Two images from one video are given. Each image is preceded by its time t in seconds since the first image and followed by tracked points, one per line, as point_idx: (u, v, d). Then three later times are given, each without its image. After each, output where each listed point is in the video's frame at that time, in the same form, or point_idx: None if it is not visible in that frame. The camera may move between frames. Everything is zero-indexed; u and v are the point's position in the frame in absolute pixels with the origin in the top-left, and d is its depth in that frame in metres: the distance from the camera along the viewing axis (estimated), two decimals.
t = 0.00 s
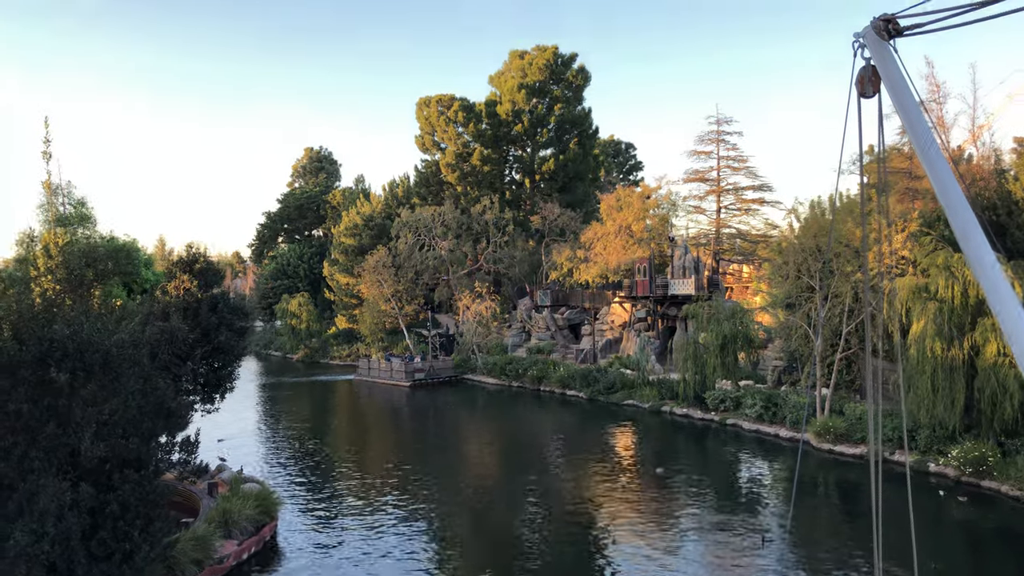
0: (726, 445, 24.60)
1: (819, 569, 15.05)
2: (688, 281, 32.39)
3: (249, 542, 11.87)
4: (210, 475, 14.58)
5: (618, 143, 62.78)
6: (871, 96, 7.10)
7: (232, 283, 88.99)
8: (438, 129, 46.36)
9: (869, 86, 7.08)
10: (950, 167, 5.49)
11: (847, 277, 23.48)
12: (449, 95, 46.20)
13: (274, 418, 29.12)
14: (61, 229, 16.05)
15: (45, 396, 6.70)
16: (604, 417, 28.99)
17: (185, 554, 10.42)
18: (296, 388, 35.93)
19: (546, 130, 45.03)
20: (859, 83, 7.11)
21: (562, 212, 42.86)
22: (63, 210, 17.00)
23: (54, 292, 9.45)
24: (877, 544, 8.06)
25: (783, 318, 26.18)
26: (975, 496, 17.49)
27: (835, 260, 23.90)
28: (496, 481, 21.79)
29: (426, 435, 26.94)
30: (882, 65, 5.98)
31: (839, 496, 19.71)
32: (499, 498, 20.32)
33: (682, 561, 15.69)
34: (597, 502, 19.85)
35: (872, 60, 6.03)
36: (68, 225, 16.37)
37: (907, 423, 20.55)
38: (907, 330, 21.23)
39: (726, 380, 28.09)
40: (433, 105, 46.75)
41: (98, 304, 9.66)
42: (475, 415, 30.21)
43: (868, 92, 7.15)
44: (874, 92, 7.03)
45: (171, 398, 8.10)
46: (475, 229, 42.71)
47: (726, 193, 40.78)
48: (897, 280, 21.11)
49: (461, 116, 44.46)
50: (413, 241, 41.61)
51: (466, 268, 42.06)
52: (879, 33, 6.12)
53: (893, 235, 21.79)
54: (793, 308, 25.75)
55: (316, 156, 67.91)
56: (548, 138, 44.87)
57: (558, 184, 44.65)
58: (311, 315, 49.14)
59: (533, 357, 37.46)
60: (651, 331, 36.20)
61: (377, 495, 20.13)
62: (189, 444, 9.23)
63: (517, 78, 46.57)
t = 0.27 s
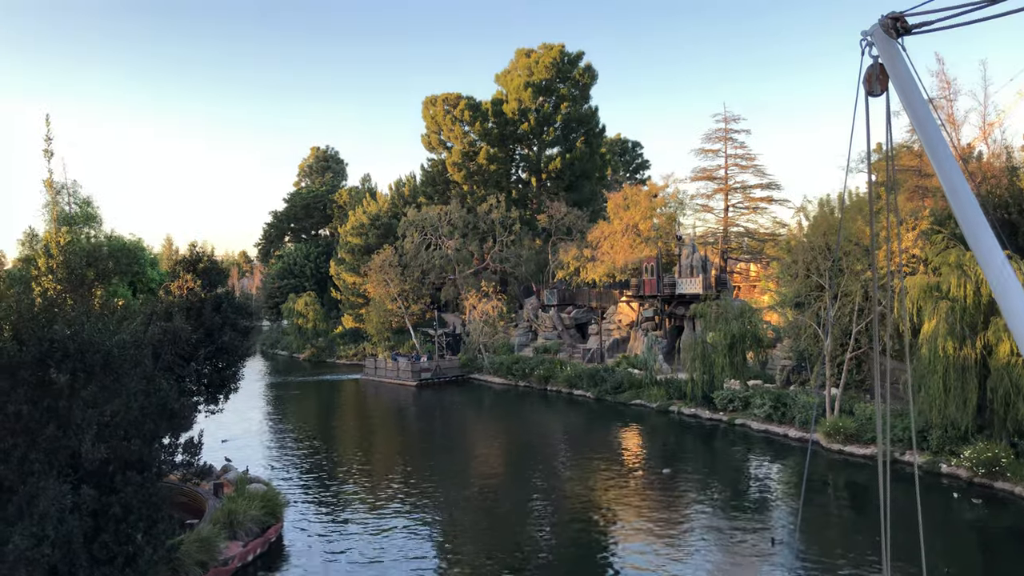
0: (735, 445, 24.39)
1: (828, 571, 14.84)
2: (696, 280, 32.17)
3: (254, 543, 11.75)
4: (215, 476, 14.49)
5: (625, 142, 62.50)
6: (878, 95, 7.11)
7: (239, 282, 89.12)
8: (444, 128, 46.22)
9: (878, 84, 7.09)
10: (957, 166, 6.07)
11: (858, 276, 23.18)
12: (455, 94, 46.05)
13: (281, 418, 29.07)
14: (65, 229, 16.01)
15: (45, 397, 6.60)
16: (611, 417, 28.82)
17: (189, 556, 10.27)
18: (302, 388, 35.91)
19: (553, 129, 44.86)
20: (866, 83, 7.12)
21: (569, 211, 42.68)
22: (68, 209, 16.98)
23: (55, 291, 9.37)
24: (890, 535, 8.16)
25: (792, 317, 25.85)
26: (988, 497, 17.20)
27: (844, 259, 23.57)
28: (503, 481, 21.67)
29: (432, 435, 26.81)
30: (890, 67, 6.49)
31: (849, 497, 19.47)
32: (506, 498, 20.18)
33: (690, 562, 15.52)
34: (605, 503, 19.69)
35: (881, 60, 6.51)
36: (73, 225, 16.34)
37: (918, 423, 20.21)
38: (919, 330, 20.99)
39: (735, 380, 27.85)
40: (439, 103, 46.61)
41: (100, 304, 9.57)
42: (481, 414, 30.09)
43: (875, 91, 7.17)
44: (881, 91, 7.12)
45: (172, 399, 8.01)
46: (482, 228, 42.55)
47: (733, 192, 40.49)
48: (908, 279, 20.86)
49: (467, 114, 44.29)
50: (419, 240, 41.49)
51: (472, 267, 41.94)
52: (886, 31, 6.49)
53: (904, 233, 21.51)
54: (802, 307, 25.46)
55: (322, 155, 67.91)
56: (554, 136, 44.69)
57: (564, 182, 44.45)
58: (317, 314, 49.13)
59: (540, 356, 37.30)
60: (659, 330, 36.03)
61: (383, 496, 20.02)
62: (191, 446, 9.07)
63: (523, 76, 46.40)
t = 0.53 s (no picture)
0: (743, 448, 24.17)
1: None
2: (704, 281, 31.95)
3: (259, 546, 11.63)
4: (220, 478, 14.40)
5: (632, 143, 62.25)
6: (887, 96, 7.10)
7: (246, 283, 89.25)
8: (451, 129, 46.15)
9: (886, 85, 7.14)
10: (970, 175, 5.98)
11: (869, 278, 22.90)
12: (462, 95, 45.95)
13: (287, 419, 29.02)
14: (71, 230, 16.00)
15: (44, 400, 6.41)
16: (618, 419, 28.63)
17: (192, 559, 10.15)
18: (309, 389, 35.87)
19: (560, 129, 44.71)
20: (875, 84, 7.11)
21: (576, 212, 42.54)
22: (74, 210, 16.98)
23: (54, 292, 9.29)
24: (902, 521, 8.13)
25: (802, 319, 25.57)
26: (1002, 502, 16.89)
27: (854, 260, 23.25)
28: (509, 483, 21.55)
29: (437, 437, 26.63)
30: (899, 68, 6.47)
31: (860, 501, 19.21)
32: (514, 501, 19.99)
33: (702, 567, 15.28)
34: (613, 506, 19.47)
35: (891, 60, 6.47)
36: (79, 226, 16.33)
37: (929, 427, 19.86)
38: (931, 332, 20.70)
39: (744, 382, 27.60)
40: (446, 104, 46.56)
41: (101, 305, 9.48)
42: (487, 416, 29.95)
43: (884, 92, 7.17)
44: (890, 92, 7.11)
45: (174, 401, 7.95)
46: (488, 229, 42.43)
47: (742, 193, 40.23)
48: (920, 280, 20.61)
49: (474, 115, 44.18)
50: (426, 241, 41.41)
51: (479, 268, 41.84)
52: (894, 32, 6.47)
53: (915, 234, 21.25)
54: (811, 309, 25.18)
55: (329, 156, 67.99)
56: (562, 137, 44.56)
57: (571, 183, 44.28)
58: (324, 315, 49.14)
59: (547, 358, 37.15)
60: (667, 332, 35.79)
61: (388, 498, 19.87)
62: (191, 450, 8.87)
63: (531, 77, 46.30)
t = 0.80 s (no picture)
0: (749, 449, 23.97)
1: None
2: (710, 281, 31.74)
3: (261, 548, 11.52)
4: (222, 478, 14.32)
5: (637, 142, 61.97)
6: (894, 96, 7.03)
7: (250, 282, 89.28)
8: (456, 127, 46.00)
9: (894, 84, 6.98)
10: (978, 174, 5.93)
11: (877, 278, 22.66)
12: (467, 93, 45.82)
13: (291, 418, 28.97)
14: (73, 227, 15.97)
15: (40, 400, 6.32)
16: (623, 419, 28.45)
17: (193, 560, 10.05)
18: (313, 388, 35.82)
19: (566, 128, 44.54)
20: (882, 83, 7.04)
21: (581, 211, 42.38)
22: (77, 208, 16.92)
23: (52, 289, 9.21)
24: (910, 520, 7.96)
25: (809, 319, 25.36)
26: (1012, 505, 16.64)
27: (862, 259, 23.01)
28: (514, 484, 21.39)
29: (442, 437, 26.51)
30: (905, 67, 6.35)
31: (868, 504, 18.99)
32: (518, 501, 19.87)
33: (706, 569, 15.16)
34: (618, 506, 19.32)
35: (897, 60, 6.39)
36: (82, 224, 16.28)
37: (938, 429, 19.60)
38: (940, 333, 20.46)
39: (750, 383, 27.38)
40: (451, 103, 46.44)
41: (99, 305, 9.33)
42: (492, 416, 29.81)
43: (890, 92, 7.12)
44: (897, 91, 7.03)
45: (174, 401, 7.78)
46: (493, 228, 42.28)
47: (748, 192, 39.97)
48: (929, 281, 20.38)
49: (479, 114, 44.04)
50: (430, 240, 41.31)
51: (483, 267, 41.74)
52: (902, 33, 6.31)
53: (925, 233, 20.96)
54: (818, 310, 24.96)
55: (334, 155, 67.93)
56: (567, 135, 44.37)
57: (576, 182, 44.09)
58: (328, 314, 49.09)
59: (551, 358, 37.00)
60: (672, 332, 35.57)
61: (392, 498, 19.76)
62: (193, 450, 8.72)
63: (536, 75, 46.14)
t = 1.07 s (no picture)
0: (755, 448, 23.79)
1: None
2: (716, 279, 31.56)
3: (263, 548, 11.42)
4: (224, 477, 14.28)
5: (642, 140, 61.72)
6: (900, 93, 7.04)
7: (254, 280, 89.24)
8: (460, 125, 45.84)
9: (898, 82, 7.04)
10: (984, 171, 5.81)
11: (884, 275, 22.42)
12: (471, 91, 45.66)
13: (295, 417, 28.90)
14: (76, 226, 15.93)
15: (35, 401, 6.23)
16: (628, 417, 28.31)
17: (195, 561, 9.97)
18: (317, 387, 35.76)
19: (570, 125, 44.35)
20: (887, 80, 7.06)
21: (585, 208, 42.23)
22: (79, 206, 16.89)
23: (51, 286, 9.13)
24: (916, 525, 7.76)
25: (816, 317, 25.14)
26: None
27: (869, 257, 22.80)
28: (518, 483, 21.26)
29: (446, 436, 26.39)
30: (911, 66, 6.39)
31: (875, 504, 18.81)
32: (522, 500, 19.77)
33: (710, 569, 15.01)
34: (623, 505, 19.20)
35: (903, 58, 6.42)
36: (83, 222, 16.24)
37: (947, 428, 19.36)
38: (949, 331, 20.23)
39: (756, 381, 27.20)
40: (455, 100, 46.30)
41: (96, 303, 9.21)
42: (496, 414, 29.69)
43: (896, 89, 7.12)
44: (903, 89, 7.03)
45: (173, 401, 7.65)
46: (497, 225, 42.11)
47: (754, 189, 39.73)
48: (937, 279, 20.19)
49: (483, 111, 43.88)
50: (434, 238, 41.19)
51: (488, 265, 41.65)
52: (907, 28, 6.45)
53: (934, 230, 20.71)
54: (825, 308, 24.75)
55: (338, 153, 67.85)
56: (571, 133, 44.18)
57: (581, 180, 43.90)
58: (332, 313, 49.04)
59: (556, 356, 36.86)
60: (678, 330, 35.39)
61: (395, 497, 19.65)
62: (193, 451, 8.60)
63: (540, 72, 45.95)
